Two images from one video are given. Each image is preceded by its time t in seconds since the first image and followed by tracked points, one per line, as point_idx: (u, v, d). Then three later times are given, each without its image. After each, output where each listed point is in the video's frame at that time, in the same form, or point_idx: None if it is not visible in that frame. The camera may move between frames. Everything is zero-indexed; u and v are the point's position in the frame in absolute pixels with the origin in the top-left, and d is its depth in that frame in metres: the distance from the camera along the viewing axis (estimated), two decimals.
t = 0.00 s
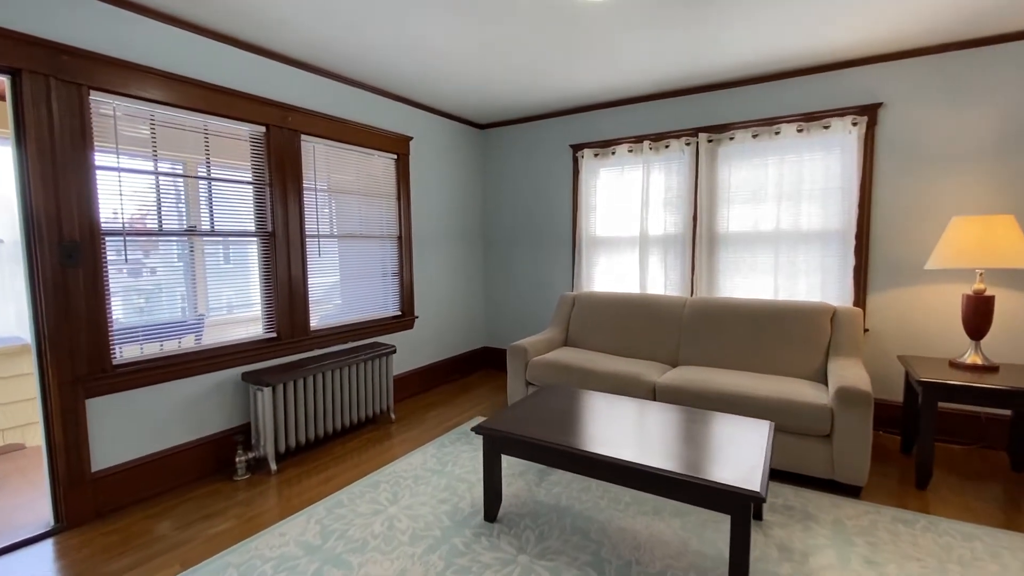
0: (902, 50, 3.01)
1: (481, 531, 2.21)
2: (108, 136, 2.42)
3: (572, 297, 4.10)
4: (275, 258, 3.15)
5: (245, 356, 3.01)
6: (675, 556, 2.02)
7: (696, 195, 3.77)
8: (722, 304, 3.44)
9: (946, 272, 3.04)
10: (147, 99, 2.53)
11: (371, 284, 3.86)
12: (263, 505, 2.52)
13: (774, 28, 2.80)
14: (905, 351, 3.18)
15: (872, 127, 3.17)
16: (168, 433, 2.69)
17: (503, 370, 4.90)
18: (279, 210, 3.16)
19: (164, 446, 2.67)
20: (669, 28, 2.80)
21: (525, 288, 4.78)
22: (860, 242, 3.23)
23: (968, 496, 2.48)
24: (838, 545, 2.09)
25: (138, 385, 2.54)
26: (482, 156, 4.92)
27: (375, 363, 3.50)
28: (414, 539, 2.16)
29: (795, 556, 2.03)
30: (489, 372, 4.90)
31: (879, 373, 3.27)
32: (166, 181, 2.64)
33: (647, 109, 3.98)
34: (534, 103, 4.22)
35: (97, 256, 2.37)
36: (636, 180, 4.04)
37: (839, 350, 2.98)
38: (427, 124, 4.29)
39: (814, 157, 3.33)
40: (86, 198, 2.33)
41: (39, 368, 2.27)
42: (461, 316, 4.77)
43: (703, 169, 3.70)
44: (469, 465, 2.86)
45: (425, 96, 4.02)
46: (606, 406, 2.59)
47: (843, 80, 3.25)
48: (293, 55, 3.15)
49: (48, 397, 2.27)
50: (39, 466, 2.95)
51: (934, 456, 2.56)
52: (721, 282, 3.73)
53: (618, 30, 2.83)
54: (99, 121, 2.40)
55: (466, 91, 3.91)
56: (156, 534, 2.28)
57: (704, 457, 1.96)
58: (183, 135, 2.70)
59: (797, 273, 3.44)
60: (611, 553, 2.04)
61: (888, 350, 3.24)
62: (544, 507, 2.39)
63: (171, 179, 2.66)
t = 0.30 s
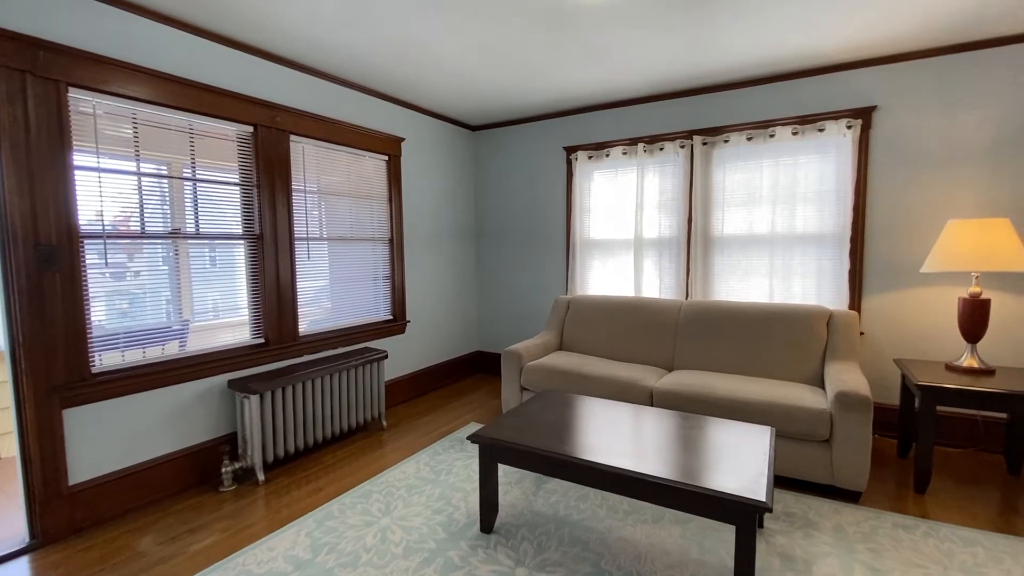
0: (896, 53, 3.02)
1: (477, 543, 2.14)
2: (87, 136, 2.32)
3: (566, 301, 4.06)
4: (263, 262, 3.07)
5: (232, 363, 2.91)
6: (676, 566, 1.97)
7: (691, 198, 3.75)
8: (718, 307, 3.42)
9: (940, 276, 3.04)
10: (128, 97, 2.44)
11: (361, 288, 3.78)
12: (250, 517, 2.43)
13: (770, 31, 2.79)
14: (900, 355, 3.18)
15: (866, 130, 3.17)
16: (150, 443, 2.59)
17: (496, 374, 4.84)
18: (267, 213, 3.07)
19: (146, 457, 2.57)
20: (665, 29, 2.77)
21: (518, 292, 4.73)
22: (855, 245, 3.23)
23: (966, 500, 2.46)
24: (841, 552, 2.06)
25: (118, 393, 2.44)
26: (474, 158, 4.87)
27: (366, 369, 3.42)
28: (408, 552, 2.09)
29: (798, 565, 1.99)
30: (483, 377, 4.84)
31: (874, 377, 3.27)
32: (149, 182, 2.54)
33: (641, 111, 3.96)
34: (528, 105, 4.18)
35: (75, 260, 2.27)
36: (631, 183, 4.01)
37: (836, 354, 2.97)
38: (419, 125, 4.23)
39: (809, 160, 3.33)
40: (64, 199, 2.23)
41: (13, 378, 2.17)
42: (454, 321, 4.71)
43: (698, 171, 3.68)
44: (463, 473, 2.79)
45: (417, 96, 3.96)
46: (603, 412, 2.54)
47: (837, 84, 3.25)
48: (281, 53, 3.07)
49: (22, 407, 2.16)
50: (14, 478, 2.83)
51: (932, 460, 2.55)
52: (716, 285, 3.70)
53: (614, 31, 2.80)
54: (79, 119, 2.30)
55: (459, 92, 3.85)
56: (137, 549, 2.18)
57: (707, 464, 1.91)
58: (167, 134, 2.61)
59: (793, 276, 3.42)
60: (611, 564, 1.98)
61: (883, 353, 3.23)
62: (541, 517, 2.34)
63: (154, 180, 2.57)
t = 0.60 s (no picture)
0: (880, 58, 3.05)
1: (465, 554, 2.08)
2: (53, 133, 2.21)
3: (554, 304, 4.01)
4: (242, 264, 2.97)
5: (208, 370, 2.80)
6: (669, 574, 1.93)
7: (678, 200, 3.74)
8: (706, 310, 3.40)
9: (923, 279, 3.08)
10: (98, 92, 2.33)
11: (344, 292, 3.69)
12: (228, 531, 2.33)
13: (757, 34, 2.79)
14: (885, 356, 3.20)
15: (851, 133, 3.20)
16: (121, 455, 2.47)
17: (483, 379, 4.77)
18: (246, 214, 2.97)
19: (117, 469, 2.45)
20: (655, 32, 2.76)
21: (505, 295, 4.68)
22: (841, 247, 3.24)
23: (953, 500, 2.47)
24: (833, 557, 2.04)
25: (87, 403, 2.32)
26: (460, 160, 4.81)
27: (349, 374, 3.33)
28: (394, 565, 2.02)
29: (791, 570, 1.97)
30: (470, 381, 4.77)
31: (861, 378, 3.29)
32: (121, 182, 2.44)
33: (628, 113, 3.95)
34: (514, 107, 4.14)
35: (40, 264, 2.16)
36: (618, 186, 3.99)
37: (824, 356, 2.97)
38: (404, 126, 4.16)
39: (794, 163, 3.34)
40: (27, 200, 2.12)
41: None
42: (440, 325, 4.63)
43: (685, 174, 3.67)
44: (450, 481, 2.72)
45: (403, 97, 3.89)
46: (592, 417, 2.49)
47: (822, 88, 3.28)
48: (261, 50, 2.98)
49: None
50: None
51: (919, 461, 2.55)
52: (703, 288, 3.70)
53: (603, 33, 2.78)
54: (44, 116, 2.19)
55: (445, 92, 3.80)
56: (106, 567, 2.07)
57: (700, 469, 1.87)
58: (140, 132, 2.51)
59: (779, 279, 3.43)
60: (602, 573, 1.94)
61: (869, 355, 3.25)
62: (531, 525, 2.28)
63: (127, 180, 2.46)
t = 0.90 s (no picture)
0: (856, 63, 3.10)
1: (444, 568, 2.00)
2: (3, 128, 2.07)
3: (536, 308, 3.95)
4: (211, 268, 2.84)
5: (173, 378, 2.67)
6: None
7: (659, 203, 3.73)
8: (687, 312, 3.39)
9: (900, 281, 3.12)
10: (52, 85, 2.19)
11: (319, 296, 3.58)
12: (192, 548, 2.20)
13: (738, 38, 2.79)
14: (864, 358, 3.23)
15: (828, 137, 3.23)
16: (77, 470, 2.32)
17: (464, 384, 4.69)
18: (215, 215, 2.84)
19: (73, 485, 2.30)
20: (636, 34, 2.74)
21: (487, 299, 4.61)
22: (819, 250, 3.27)
23: (932, 500, 2.48)
24: (817, 561, 2.01)
25: (39, 415, 2.18)
26: (440, 161, 4.73)
27: (324, 381, 3.22)
28: None
29: None
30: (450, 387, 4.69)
31: (840, 380, 3.31)
32: (78, 180, 2.30)
33: (610, 116, 3.93)
34: (495, 108, 4.09)
35: None
36: (600, 188, 3.96)
37: (804, 358, 2.98)
38: (382, 126, 4.07)
39: (774, 166, 3.36)
40: None
41: None
42: (420, 329, 4.54)
43: (666, 177, 3.67)
44: (429, 491, 2.63)
45: (381, 96, 3.80)
46: (574, 422, 2.43)
47: (800, 92, 3.31)
48: (232, 44, 2.87)
49: None
50: None
51: (899, 462, 2.56)
52: (685, 290, 3.69)
53: (585, 35, 2.74)
54: None
55: (424, 93, 3.73)
56: None
57: (685, 474, 1.83)
58: (100, 128, 2.37)
59: (759, 281, 3.44)
60: None
61: (848, 356, 3.28)
62: (512, 536, 2.21)
63: (85, 178, 2.32)
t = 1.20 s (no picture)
0: (826, 70, 3.14)
1: None
2: None
3: (512, 313, 3.88)
4: (166, 273, 2.68)
5: (123, 392, 2.49)
6: None
7: (635, 207, 3.71)
8: (664, 317, 3.36)
9: (870, 285, 3.15)
10: None
11: (286, 303, 3.43)
12: None
13: (712, 43, 2.78)
14: (837, 362, 3.25)
15: (801, 143, 3.26)
16: (12, 494, 2.13)
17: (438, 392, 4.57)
18: (170, 218, 2.68)
19: (7, 509, 2.12)
20: (612, 37, 2.70)
21: (461, 304, 4.51)
22: (792, 255, 3.29)
23: (905, 503, 2.49)
24: (795, 571, 1.98)
25: None
26: (414, 164, 4.62)
27: (289, 392, 3.07)
28: None
29: None
30: (424, 395, 4.57)
31: (814, 384, 3.33)
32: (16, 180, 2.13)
33: (585, 119, 3.90)
34: (469, 111, 4.02)
35: None
36: (576, 192, 3.92)
37: (779, 363, 2.97)
38: (353, 127, 3.94)
39: (748, 171, 3.37)
40: None
41: None
42: (392, 336, 4.41)
43: (642, 181, 3.65)
44: (400, 507, 2.52)
45: (351, 96, 3.69)
46: (549, 431, 2.36)
47: (772, 98, 3.33)
48: (190, 39, 2.72)
49: None
50: None
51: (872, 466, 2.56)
52: (661, 295, 3.67)
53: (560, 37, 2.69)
54: None
55: (396, 94, 3.63)
56: None
57: (662, 485, 1.78)
58: (42, 124, 2.20)
59: (734, 285, 3.44)
60: None
61: (821, 361, 3.30)
62: (485, 553, 2.12)
63: (24, 177, 2.15)
